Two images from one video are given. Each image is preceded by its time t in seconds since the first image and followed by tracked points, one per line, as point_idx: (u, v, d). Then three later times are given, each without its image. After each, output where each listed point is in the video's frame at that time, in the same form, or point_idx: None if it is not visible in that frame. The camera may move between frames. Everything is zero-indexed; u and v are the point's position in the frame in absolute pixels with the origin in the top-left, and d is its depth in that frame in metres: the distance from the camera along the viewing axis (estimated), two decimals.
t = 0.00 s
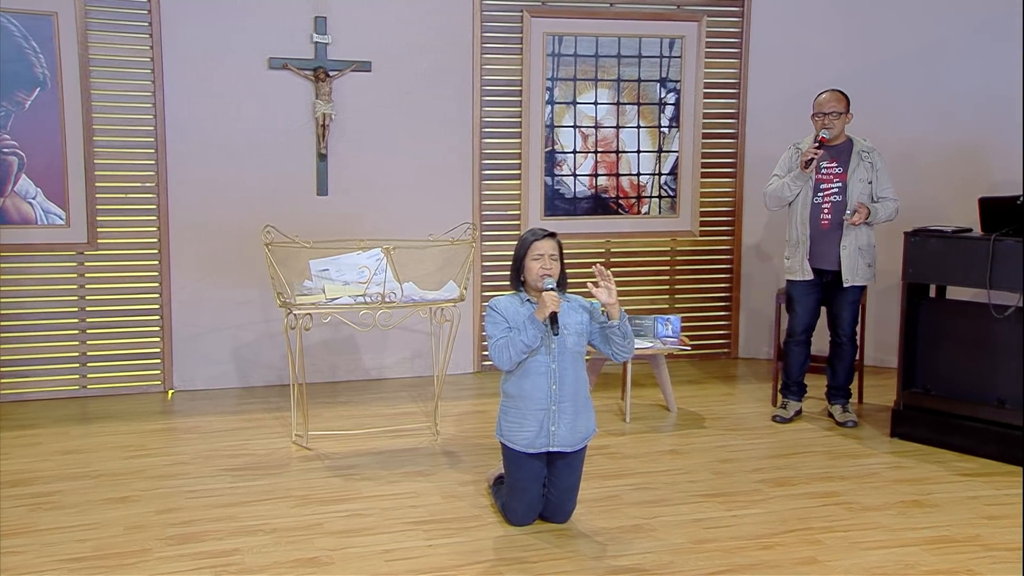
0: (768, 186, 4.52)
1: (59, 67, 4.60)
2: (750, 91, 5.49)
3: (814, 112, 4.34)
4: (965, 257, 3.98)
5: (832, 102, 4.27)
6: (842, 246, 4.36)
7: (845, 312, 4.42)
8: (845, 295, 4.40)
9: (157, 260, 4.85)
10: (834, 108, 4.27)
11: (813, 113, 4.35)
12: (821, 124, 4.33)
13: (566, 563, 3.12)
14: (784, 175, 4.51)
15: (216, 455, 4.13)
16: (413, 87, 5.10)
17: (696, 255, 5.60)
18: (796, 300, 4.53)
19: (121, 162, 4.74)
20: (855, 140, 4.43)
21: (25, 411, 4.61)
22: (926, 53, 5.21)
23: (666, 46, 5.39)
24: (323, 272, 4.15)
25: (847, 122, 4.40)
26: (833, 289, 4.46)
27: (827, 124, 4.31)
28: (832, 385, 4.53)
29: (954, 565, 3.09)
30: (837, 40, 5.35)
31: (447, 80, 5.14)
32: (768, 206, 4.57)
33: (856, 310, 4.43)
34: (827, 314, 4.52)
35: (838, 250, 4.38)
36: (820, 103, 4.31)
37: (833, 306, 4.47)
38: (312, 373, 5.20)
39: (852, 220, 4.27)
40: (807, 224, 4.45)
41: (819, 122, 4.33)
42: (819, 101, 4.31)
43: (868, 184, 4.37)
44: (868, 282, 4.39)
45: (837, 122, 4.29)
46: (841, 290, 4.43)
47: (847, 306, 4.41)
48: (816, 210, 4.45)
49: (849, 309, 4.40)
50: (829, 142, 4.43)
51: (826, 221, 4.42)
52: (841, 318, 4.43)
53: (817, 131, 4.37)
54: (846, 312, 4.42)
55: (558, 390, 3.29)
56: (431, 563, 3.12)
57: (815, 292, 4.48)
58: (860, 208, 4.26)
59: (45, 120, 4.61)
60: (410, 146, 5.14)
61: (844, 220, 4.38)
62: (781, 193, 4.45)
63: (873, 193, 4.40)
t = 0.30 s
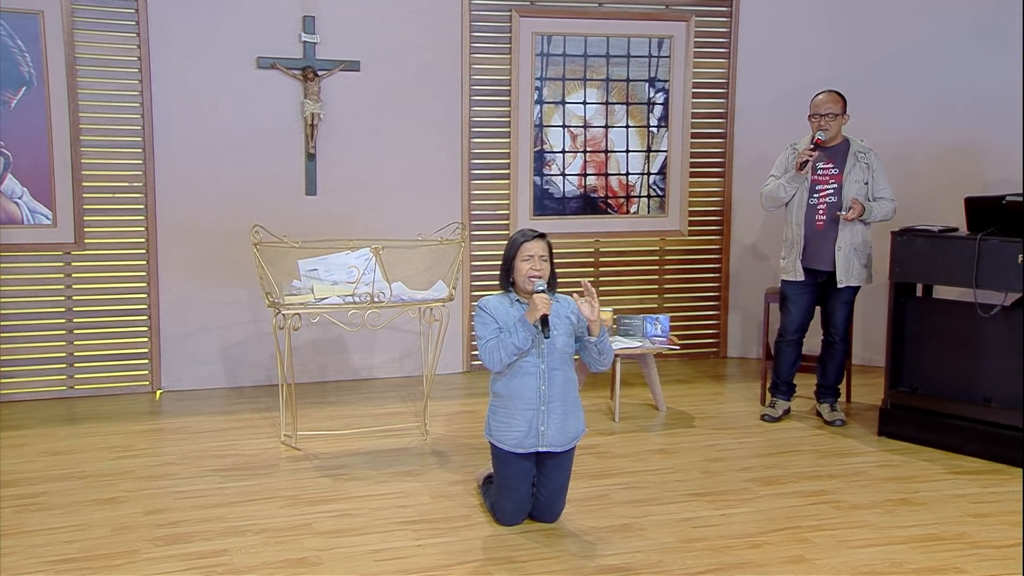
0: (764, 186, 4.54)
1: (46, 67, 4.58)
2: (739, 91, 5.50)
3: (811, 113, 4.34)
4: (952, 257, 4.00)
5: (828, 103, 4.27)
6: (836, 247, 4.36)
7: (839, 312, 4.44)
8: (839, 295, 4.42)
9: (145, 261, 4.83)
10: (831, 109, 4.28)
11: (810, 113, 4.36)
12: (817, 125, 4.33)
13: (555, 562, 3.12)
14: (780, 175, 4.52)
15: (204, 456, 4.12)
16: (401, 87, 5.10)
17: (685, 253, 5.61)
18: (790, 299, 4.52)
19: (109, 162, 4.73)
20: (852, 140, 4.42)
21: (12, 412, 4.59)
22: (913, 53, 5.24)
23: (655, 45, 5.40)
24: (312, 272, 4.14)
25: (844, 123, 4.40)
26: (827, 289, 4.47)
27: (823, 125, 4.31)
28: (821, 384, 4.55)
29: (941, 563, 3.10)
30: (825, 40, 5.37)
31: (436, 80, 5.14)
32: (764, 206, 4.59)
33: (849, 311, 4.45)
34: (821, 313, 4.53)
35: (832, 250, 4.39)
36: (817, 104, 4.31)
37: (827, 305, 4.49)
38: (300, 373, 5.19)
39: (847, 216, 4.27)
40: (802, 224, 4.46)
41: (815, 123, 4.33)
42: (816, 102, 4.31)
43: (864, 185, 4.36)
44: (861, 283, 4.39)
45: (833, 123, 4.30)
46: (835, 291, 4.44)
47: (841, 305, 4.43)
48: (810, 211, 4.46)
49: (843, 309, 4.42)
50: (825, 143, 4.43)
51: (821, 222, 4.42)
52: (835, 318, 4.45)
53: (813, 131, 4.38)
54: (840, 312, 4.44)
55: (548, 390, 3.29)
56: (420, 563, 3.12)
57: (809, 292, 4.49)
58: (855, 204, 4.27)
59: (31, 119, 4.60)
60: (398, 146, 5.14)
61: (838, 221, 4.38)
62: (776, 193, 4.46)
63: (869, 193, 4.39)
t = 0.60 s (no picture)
0: (757, 185, 4.56)
1: (33, 66, 4.56)
2: (728, 91, 5.51)
3: (805, 113, 4.34)
4: (940, 256, 4.01)
5: (822, 104, 4.28)
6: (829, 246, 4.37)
7: (830, 311, 4.45)
8: (831, 295, 4.44)
9: (133, 262, 4.82)
10: (826, 109, 4.29)
11: (804, 113, 4.36)
12: (811, 125, 4.34)
13: (544, 561, 3.12)
14: (775, 174, 4.54)
15: (193, 456, 4.11)
16: (390, 87, 5.09)
17: (675, 253, 5.62)
18: (782, 298, 4.54)
19: (97, 162, 4.71)
20: (846, 140, 4.42)
21: None
22: (901, 53, 5.26)
23: (644, 45, 5.41)
24: (301, 272, 4.13)
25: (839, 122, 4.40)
26: (819, 288, 4.48)
27: (817, 125, 4.32)
28: (810, 383, 4.56)
29: (928, 561, 3.11)
30: (814, 40, 5.38)
31: (426, 80, 5.14)
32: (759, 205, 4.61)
33: (841, 310, 4.46)
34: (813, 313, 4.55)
35: (824, 250, 4.39)
36: (811, 104, 4.32)
37: (818, 305, 4.50)
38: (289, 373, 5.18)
39: (840, 208, 4.28)
40: (795, 224, 4.47)
41: (809, 123, 4.34)
42: (810, 102, 4.32)
43: (857, 185, 4.37)
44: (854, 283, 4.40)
45: (826, 124, 4.30)
46: (827, 290, 4.45)
47: (832, 305, 4.44)
48: (804, 210, 4.47)
49: (834, 308, 4.43)
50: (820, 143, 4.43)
51: (814, 222, 4.43)
52: (826, 317, 4.46)
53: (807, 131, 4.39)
54: (831, 311, 4.45)
55: (537, 390, 3.29)
56: (410, 563, 3.11)
57: (801, 291, 4.50)
58: (847, 198, 4.26)
59: (18, 119, 4.58)
60: (387, 146, 5.13)
61: (831, 221, 4.39)
62: (769, 193, 4.48)
63: (863, 193, 4.39)
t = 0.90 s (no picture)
0: (749, 183, 4.57)
1: (21, 65, 4.54)
2: (718, 91, 5.52)
3: (798, 111, 4.37)
4: (928, 255, 4.03)
5: (815, 102, 4.31)
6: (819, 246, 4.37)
7: (820, 311, 4.46)
8: (821, 295, 4.44)
9: (123, 261, 4.80)
10: (819, 108, 4.31)
11: (797, 112, 4.39)
12: (804, 123, 4.36)
13: (535, 561, 3.12)
14: (767, 173, 4.54)
15: (183, 457, 4.09)
16: (380, 86, 5.09)
17: (666, 253, 5.62)
18: (772, 297, 4.55)
19: (85, 162, 4.69)
20: (838, 140, 4.43)
21: None
22: (891, 53, 5.28)
23: (635, 45, 5.41)
24: (291, 272, 4.13)
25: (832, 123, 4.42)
26: (809, 287, 4.49)
27: (810, 124, 4.34)
28: (800, 381, 4.57)
29: (916, 559, 3.12)
30: (804, 39, 5.39)
31: (416, 80, 5.13)
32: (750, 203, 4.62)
33: (831, 309, 4.47)
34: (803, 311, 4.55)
35: (814, 250, 4.40)
36: (804, 103, 4.34)
37: (809, 304, 4.51)
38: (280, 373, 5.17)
39: (829, 224, 4.27)
40: (786, 223, 4.48)
41: (802, 122, 4.36)
42: (803, 101, 4.35)
43: (848, 186, 4.38)
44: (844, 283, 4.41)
45: (819, 122, 4.33)
46: (817, 289, 4.46)
47: (822, 304, 4.45)
48: (794, 210, 4.47)
49: (824, 308, 4.44)
50: (812, 142, 4.44)
51: (804, 221, 4.43)
52: (816, 316, 4.47)
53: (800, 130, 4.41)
54: (821, 311, 4.46)
55: (528, 390, 3.29)
56: (400, 563, 3.11)
57: (791, 290, 4.51)
58: (836, 211, 4.26)
59: (6, 118, 4.56)
60: (378, 146, 5.13)
61: (821, 221, 4.40)
62: (761, 190, 4.50)
63: (853, 194, 4.41)
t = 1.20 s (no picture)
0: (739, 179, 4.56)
1: (8, 64, 4.52)
2: (708, 91, 5.53)
3: (789, 108, 4.38)
4: (918, 254, 4.04)
5: (806, 100, 4.32)
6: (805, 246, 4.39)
7: (808, 310, 4.47)
8: (809, 294, 4.45)
9: (111, 262, 4.79)
10: (810, 106, 4.32)
11: (789, 109, 4.40)
12: (794, 120, 4.37)
13: (525, 561, 3.12)
14: (755, 169, 4.54)
15: (172, 457, 4.08)
16: (370, 86, 5.08)
17: (655, 253, 5.63)
18: (759, 295, 4.57)
19: (74, 162, 4.68)
20: (828, 140, 4.44)
21: None
22: (879, 53, 5.29)
23: (625, 44, 5.42)
24: (281, 272, 4.12)
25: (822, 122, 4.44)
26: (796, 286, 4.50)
27: (800, 120, 4.35)
28: (790, 380, 4.58)
29: (905, 557, 3.13)
30: (793, 39, 5.40)
31: (405, 79, 5.13)
32: (739, 200, 4.62)
33: (818, 308, 4.48)
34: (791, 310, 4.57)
35: (800, 250, 4.42)
36: (795, 101, 4.36)
37: (797, 303, 4.52)
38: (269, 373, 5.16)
39: (813, 232, 4.30)
40: (773, 222, 4.49)
41: (792, 118, 4.37)
42: (795, 98, 4.36)
43: (836, 187, 4.40)
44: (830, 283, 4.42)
45: (809, 118, 4.33)
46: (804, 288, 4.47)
47: (809, 304, 4.46)
48: (782, 208, 4.48)
49: (812, 306, 4.45)
50: (802, 141, 4.46)
51: (791, 221, 4.45)
52: (803, 315, 4.48)
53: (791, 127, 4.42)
54: (809, 310, 4.47)
55: (518, 389, 3.29)
56: (391, 563, 3.11)
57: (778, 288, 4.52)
58: (819, 219, 4.29)
59: None
60: (368, 146, 5.12)
61: (807, 221, 4.42)
62: (750, 187, 4.50)
63: (842, 195, 4.42)
